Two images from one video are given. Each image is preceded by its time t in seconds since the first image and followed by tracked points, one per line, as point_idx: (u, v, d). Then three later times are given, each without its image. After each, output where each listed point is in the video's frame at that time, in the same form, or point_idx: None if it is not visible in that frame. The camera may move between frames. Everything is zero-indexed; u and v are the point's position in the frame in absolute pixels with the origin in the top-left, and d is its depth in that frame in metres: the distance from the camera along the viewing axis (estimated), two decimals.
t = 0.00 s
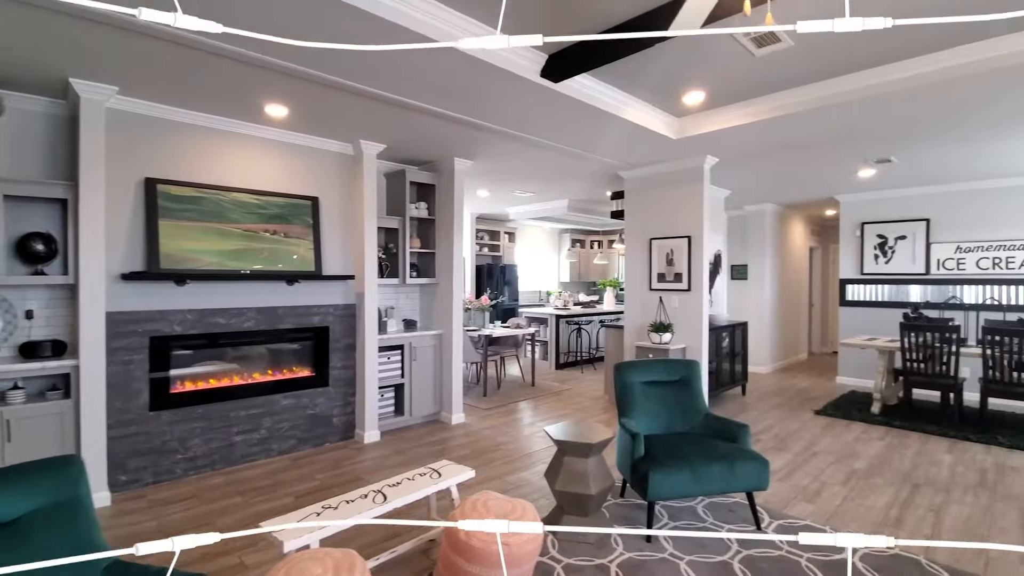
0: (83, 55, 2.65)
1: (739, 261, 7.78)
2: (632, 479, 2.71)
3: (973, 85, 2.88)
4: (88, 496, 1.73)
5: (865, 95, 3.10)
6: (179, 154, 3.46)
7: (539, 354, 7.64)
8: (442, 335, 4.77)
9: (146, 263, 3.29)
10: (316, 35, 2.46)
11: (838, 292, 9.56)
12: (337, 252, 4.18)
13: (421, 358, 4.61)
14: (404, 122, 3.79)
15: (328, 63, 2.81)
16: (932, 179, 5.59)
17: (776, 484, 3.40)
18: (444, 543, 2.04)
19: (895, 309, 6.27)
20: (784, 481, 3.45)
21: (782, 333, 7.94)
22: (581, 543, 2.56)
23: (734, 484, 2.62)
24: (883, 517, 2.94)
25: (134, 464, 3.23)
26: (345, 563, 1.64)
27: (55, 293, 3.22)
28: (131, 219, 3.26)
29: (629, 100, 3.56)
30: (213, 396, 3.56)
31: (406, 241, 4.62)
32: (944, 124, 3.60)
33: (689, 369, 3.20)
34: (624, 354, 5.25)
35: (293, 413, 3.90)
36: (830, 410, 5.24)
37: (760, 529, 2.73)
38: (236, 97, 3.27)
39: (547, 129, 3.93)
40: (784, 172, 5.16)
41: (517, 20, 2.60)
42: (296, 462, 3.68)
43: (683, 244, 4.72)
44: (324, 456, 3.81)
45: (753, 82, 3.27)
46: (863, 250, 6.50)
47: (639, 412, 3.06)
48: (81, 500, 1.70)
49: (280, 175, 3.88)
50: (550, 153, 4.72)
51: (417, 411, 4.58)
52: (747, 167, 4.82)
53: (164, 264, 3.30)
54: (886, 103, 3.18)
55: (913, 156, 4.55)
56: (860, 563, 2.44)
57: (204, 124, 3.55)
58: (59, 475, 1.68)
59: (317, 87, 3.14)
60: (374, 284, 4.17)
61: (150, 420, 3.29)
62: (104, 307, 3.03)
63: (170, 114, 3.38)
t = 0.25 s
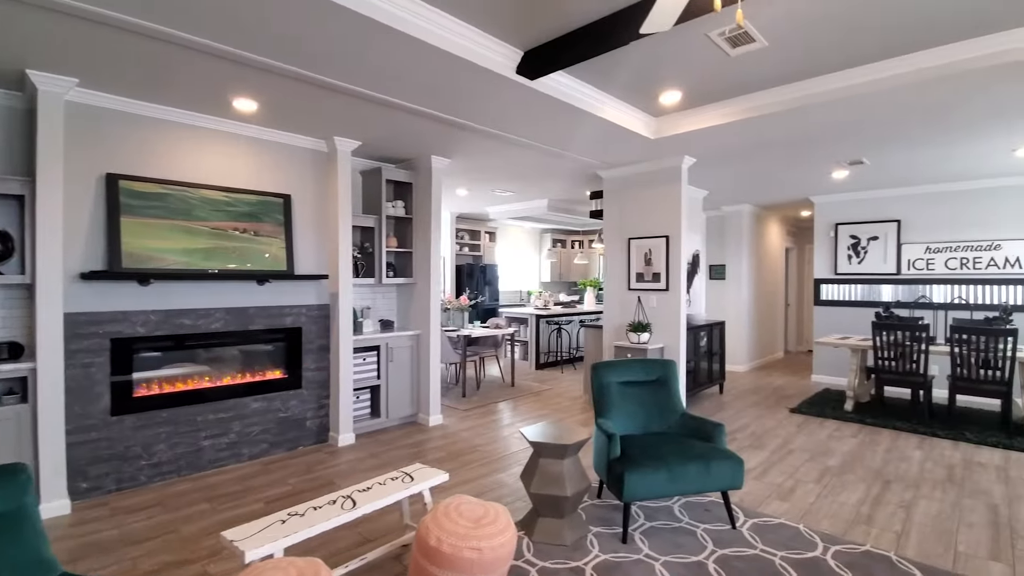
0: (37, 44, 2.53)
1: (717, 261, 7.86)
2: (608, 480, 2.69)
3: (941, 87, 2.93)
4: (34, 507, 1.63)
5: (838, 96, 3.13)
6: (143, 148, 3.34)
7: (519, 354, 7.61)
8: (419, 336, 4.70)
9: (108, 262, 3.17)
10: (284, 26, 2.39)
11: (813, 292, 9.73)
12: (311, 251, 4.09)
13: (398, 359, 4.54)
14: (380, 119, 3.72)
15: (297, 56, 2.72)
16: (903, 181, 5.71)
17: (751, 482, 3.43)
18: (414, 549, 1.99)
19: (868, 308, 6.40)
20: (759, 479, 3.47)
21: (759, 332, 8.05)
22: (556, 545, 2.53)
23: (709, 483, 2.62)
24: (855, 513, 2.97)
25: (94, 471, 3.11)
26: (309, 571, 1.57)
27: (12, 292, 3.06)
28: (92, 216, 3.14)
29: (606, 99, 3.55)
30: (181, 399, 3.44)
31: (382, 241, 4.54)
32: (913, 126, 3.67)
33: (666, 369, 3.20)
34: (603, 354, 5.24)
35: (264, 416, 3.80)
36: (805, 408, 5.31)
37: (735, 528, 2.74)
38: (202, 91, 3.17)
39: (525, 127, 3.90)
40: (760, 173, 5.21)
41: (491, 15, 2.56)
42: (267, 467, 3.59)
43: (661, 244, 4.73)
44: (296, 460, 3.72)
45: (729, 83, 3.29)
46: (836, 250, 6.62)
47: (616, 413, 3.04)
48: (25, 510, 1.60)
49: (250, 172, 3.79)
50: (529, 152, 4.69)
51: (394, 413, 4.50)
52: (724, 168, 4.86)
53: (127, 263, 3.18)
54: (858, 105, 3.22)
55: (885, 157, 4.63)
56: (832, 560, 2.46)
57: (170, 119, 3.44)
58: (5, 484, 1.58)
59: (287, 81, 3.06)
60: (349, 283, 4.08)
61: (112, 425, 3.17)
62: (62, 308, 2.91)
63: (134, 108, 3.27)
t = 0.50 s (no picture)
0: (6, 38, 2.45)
1: (706, 261, 7.87)
2: (594, 482, 2.66)
3: (926, 87, 2.93)
4: None
5: (825, 95, 3.13)
6: (121, 146, 3.26)
7: (509, 355, 7.58)
8: (406, 336, 4.66)
9: (84, 262, 3.09)
10: (262, 22, 2.33)
11: (801, 292, 9.79)
12: (295, 251, 4.03)
13: (384, 360, 4.49)
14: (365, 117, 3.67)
15: (278, 52, 2.67)
16: (890, 182, 5.74)
17: (737, 483, 3.42)
18: (394, 555, 1.95)
19: (855, 308, 6.43)
20: (746, 480, 3.47)
21: (748, 331, 8.08)
22: (541, 549, 2.50)
23: (695, 485, 2.60)
24: (841, 514, 2.97)
25: (70, 476, 3.03)
26: None
27: None
28: (68, 215, 3.06)
29: (593, 98, 3.53)
30: (161, 402, 3.38)
31: (369, 240, 4.49)
32: (900, 126, 3.68)
33: (653, 369, 3.17)
34: (592, 354, 5.22)
35: (247, 419, 3.74)
36: (793, 407, 5.33)
37: (721, 530, 2.73)
38: (182, 87, 3.10)
39: (512, 126, 3.87)
40: (749, 173, 5.21)
41: (476, 12, 2.52)
42: (249, 471, 3.53)
43: (650, 244, 4.72)
44: (279, 464, 3.67)
45: (716, 83, 3.27)
46: (824, 250, 6.65)
47: (602, 414, 3.02)
48: None
49: (232, 170, 3.73)
50: (517, 151, 4.66)
51: (380, 415, 4.46)
52: (713, 167, 4.85)
53: (103, 263, 3.11)
54: (845, 104, 3.22)
55: (872, 157, 4.65)
56: (817, 561, 2.45)
57: (149, 116, 3.36)
58: None
59: (268, 78, 3.00)
60: (334, 283, 4.03)
61: (88, 429, 3.10)
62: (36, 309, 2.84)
63: (113, 104, 3.20)
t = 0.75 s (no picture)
0: None
1: (679, 261, 7.96)
2: (562, 484, 2.63)
3: (887, 91, 2.99)
4: None
5: (791, 98, 3.17)
6: (68, 139, 3.10)
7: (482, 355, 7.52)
8: (375, 338, 4.56)
9: (28, 261, 2.92)
10: (216, 10, 2.23)
11: (770, 292, 9.99)
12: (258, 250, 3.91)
13: (352, 362, 4.39)
14: (330, 113, 3.57)
15: (236, 43, 2.56)
16: (854, 185, 5.89)
17: (706, 482, 3.45)
18: (354, 566, 1.89)
19: (821, 308, 6.58)
20: (714, 478, 3.50)
21: (719, 331, 8.20)
22: (509, 554, 2.46)
23: (663, 486, 2.60)
24: (805, 511, 3.02)
25: (12, 488, 2.86)
26: None
27: None
28: (10, 211, 2.89)
29: (564, 97, 3.51)
30: (115, 408, 3.23)
31: (336, 240, 4.38)
32: (863, 129, 3.76)
33: (624, 370, 3.17)
34: (564, 355, 5.21)
35: (206, 425, 3.61)
36: (761, 405, 5.41)
37: (689, 530, 2.73)
38: (134, 79, 2.96)
39: (483, 124, 3.82)
40: (719, 175, 5.27)
41: (442, 5, 2.47)
42: (208, 480, 3.40)
43: (622, 244, 4.73)
44: (240, 471, 3.54)
45: (685, 84, 3.28)
46: (791, 251, 6.79)
47: (571, 415, 2.99)
48: None
49: (191, 166, 3.59)
50: (489, 151, 4.61)
51: (348, 418, 4.35)
52: (683, 169, 4.89)
53: (49, 263, 2.94)
54: (810, 107, 3.27)
55: (837, 160, 4.76)
56: (782, 560, 2.47)
57: (99, 108, 3.20)
58: None
59: (227, 70, 2.89)
60: (299, 284, 3.92)
61: (33, 438, 2.93)
62: None
63: (61, 95, 3.04)
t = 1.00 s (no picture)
0: None
1: (657, 261, 8.01)
2: (537, 487, 2.60)
3: (858, 93, 3.04)
4: None
5: (764, 99, 3.19)
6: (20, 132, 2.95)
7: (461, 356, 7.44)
8: (350, 338, 4.47)
9: None
10: None
11: (746, 291, 10.13)
12: (227, 249, 3.79)
13: (326, 363, 4.30)
14: (301, 108, 3.49)
15: (198, 33, 2.47)
16: (827, 186, 5.99)
17: (681, 481, 3.45)
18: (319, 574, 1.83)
19: (795, 307, 6.68)
20: (689, 477, 3.51)
21: (696, 330, 8.28)
22: (482, 559, 2.42)
23: (638, 486, 2.58)
24: (778, 508, 3.04)
25: None
26: None
27: None
28: None
29: (540, 96, 3.48)
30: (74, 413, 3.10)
31: (309, 238, 4.29)
32: (834, 131, 3.81)
33: (599, 370, 3.15)
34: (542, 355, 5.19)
35: (170, 429, 3.49)
36: (736, 404, 5.47)
37: (664, 530, 2.73)
38: (91, 70, 2.84)
39: (458, 121, 3.77)
40: (696, 176, 5.31)
41: None
42: (172, 487, 3.29)
43: (599, 244, 4.72)
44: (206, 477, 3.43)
45: (661, 83, 3.28)
46: (766, 251, 6.88)
47: (547, 416, 2.96)
48: None
49: (154, 161, 3.46)
50: (465, 149, 4.56)
51: (321, 421, 4.26)
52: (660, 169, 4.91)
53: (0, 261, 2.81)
54: (783, 108, 3.30)
55: (810, 162, 4.83)
56: (754, 558, 2.48)
57: (54, 100, 3.06)
58: None
59: (190, 62, 2.79)
60: (269, 284, 3.82)
61: None
62: None
63: (5, 84, 2.87)
